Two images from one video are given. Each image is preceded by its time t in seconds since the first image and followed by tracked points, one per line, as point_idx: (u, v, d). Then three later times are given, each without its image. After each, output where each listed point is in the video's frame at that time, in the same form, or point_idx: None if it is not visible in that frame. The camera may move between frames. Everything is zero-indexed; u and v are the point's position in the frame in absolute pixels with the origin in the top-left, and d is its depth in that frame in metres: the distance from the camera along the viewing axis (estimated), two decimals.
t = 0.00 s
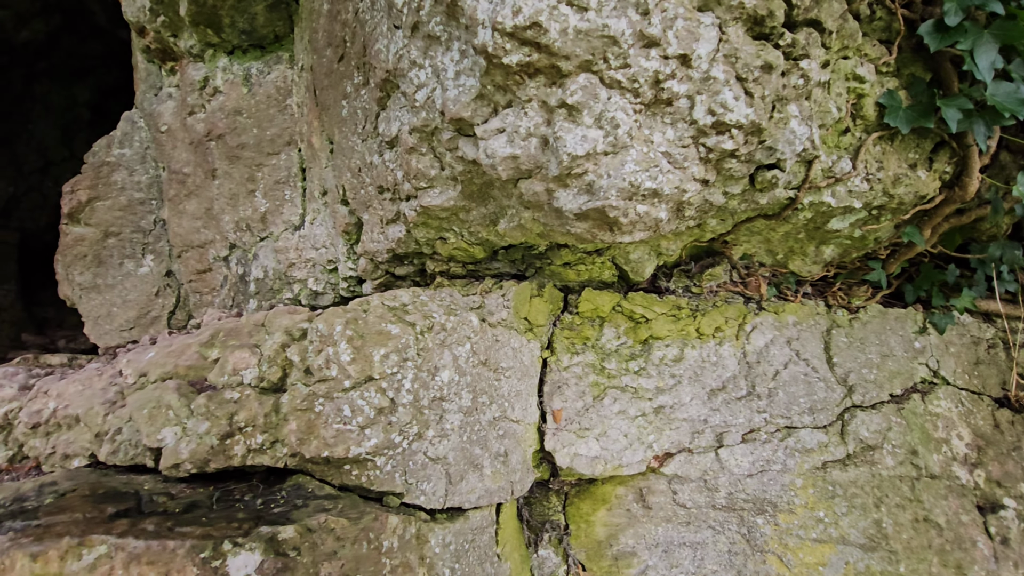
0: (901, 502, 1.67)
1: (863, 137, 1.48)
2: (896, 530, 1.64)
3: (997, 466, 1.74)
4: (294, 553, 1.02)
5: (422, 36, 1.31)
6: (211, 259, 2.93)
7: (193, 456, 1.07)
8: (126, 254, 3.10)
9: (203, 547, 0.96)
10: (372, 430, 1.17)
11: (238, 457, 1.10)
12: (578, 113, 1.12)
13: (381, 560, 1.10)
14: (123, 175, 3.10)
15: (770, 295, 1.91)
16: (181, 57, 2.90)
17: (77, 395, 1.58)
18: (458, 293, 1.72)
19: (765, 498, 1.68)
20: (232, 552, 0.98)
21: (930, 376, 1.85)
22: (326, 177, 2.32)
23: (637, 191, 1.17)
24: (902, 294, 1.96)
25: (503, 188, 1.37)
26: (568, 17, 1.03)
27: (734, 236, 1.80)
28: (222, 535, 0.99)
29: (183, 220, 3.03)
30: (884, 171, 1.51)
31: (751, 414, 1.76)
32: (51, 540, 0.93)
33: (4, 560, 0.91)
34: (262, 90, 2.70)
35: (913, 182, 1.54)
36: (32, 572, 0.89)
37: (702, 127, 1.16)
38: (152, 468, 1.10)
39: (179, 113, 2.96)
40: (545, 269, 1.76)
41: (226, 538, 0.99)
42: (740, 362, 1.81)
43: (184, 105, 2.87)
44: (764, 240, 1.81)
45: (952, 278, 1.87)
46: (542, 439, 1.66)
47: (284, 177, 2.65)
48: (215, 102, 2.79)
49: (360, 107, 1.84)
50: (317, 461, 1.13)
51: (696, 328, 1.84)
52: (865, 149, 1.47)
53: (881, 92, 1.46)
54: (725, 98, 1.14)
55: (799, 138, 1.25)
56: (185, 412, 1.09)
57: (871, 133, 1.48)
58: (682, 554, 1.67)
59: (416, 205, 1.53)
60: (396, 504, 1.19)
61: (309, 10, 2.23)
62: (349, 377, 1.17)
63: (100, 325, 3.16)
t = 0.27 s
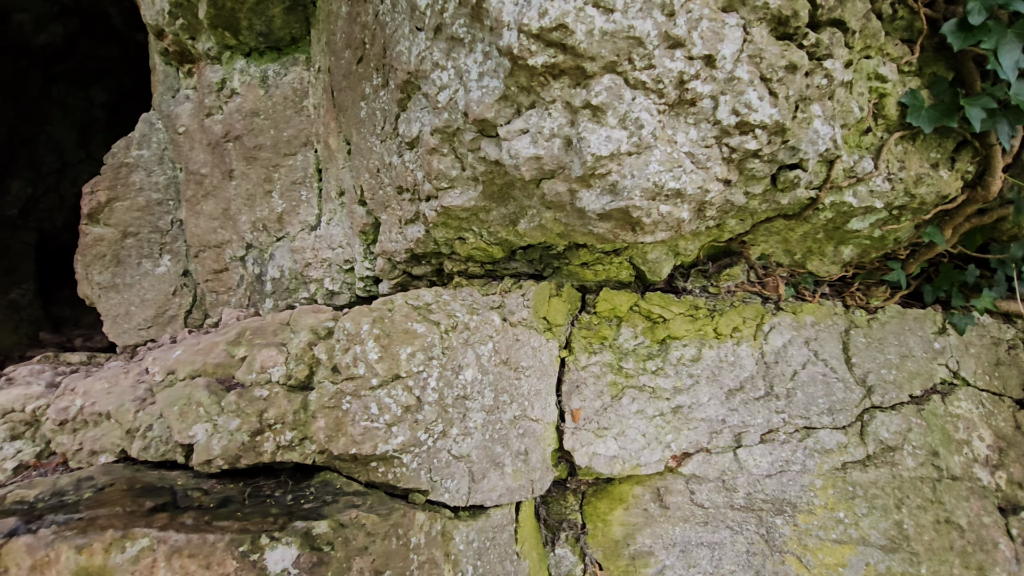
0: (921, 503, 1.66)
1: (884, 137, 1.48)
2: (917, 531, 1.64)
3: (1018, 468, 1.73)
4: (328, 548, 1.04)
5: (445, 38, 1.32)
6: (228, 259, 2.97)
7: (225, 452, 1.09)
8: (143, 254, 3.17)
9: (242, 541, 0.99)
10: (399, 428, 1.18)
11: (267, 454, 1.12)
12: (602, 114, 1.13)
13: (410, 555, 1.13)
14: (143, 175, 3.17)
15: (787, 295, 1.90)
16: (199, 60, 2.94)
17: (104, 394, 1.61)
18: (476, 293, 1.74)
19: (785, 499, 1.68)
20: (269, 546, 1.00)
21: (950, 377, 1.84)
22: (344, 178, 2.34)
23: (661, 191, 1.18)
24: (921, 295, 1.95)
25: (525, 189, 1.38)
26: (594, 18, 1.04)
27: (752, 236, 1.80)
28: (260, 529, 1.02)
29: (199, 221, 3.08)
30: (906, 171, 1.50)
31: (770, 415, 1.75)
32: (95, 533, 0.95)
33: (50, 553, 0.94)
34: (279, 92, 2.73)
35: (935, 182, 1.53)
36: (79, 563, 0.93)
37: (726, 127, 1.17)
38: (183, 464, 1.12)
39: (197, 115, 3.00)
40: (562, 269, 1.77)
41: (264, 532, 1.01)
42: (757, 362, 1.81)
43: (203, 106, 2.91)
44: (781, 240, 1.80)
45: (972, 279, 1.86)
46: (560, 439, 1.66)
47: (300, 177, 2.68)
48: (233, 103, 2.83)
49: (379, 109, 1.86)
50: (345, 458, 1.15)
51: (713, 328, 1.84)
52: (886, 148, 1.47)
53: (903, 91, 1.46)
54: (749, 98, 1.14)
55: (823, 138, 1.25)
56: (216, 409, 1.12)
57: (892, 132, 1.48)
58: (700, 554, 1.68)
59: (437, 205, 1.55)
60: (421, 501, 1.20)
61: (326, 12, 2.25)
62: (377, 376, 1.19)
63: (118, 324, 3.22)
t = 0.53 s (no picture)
0: (944, 505, 1.66)
1: (909, 137, 1.47)
2: (941, 533, 1.63)
3: None
4: (364, 545, 1.07)
5: (469, 40, 1.33)
6: (246, 260, 3.01)
7: (258, 450, 1.10)
8: (162, 254, 3.22)
9: (283, 538, 1.03)
10: (427, 427, 1.20)
11: (299, 452, 1.14)
12: (628, 116, 1.13)
13: (440, 552, 1.15)
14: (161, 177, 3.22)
15: (807, 296, 1.89)
16: (217, 63, 2.97)
17: (131, 392, 1.64)
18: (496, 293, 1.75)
19: (806, 500, 1.68)
20: (308, 543, 1.04)
21: (972, 379, 1.82)
22: (362, 179, 2.37)
23: (687, 192, 1.18)
24: (942, 296, 1.93)
25: (548, 190, 1.39)
26: (622, 21, 1.05)
27: (772, 237, 1.79)
28: (299, 526, 1.06)
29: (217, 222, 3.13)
30: (930, 172, 1.50)
31: (790, 416, 1.75)
32: (141, 529, 1.00)
33: (97, 548, 1.00)
34: (296, 94, 2.76)
35: (960, 182, 1.52)
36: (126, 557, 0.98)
37: (752, 128, 1.17)
38: (214, 462, 1.15)
39: (215, 117, 3.03)
40: (581, 270, 1.77)
41: (302, 529, 1.05)
42: (777, 363, 1.80)
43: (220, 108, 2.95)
44: (801, 240, 1.79)
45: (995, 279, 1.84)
46: (581, 439, 1.67)
47: (317, 179, 2.71)
48: (251, 105, 2.85)
49: (399, 111, 1.88)
50: (374, 457, 1.16)
51: (733, 329, 1.84)
52: (909, 149, 1.46)
53: (927, 91, 1.45)
54: (776, 99, 1.14)
55: (849, 138, 1.24)
56: (248, 408, 1.13)
57: (916, 133, 1.47)
58: (719, 555, 1.69)
59: (459, 207, 1.56)
60: (448, 500, 1.22)
61: (345, 15, 2.27)
62: (406, 375, 1.20)
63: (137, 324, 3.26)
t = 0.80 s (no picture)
0: (971, 508, 1.64)
1: (937, 136, 1.45)
2: (968, 535, 1.61)
3: None
4: (401, 543, 1.08)
5: (495, 41, 1.34)
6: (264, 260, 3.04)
7: (292, 448, 1.12)
8: (181, 254, 3.27)
9: (324, 535, 1.04)
10: (457, 426, 1.20)
11: (330, 450, 1.15)
12: (657, 115, 1.13)
13: (471, 551, 1.15)
14: (180, 179, 3.27)
15: (829, 296, 1.88)
16: (235, 64, 3.00)
17: (158, 390, 1.66)
18: (519, 292, 1.76)
19: (831, 502, 1.67)
20: (348, 540, 1.05)
21: (999, 380, 1.80)
22: (381, 179, 2.39)
23: (717, 192, 1.17)
24: (968, 296, 1.90)
25: (573, 190, 1.39)
26: (653, 20, 1.05)
27: (794, 236, 1.78)
28: (338, 523, 1.07)
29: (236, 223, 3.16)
30: (959, 170, 1.48)
31: (814, 417, 1.73)
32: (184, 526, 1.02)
33: (143, 544, 1.02)
34: (314, 94, 2.78)
35: (990, 180, 1.50)
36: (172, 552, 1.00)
37: (781, 127, 1.16)
38: (247, 459, 1.18)
39: (233, 118, 3.07)
40: (602, 269, 1.77)
41: (341, 526, 1.06)
42: (799, 364, 1.79)
43: (239, 109, 2.98)
44: (824, 239, 1.78)
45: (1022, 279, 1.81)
46: (603, 439, 1.67)
47: (335, 179, 2.73)
48: (269, 105, 2.88)
49: (420, 111, 1.89)
50: (404, 455, 1.17)
51: (755, 329, 1.82)
52: (938, 147, 1.45)
53: (957, 89, 1.43)
54: (806, 97, 1.14)
55: (879, 137, 1.23)
56: (280, 406, 1.15)
57: (944, 131, 1.45)
58: (742, 556, 1.68)
59: (482, 207, 1.56)
60: (477, 498, 1.22)
61: (364, 16, 2.29)
62: (436, 374, 1.21)
63: (156, 323, 3.29)
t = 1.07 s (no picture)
0: (997, 509, 1.63)
1: (964, 134, 1.44)
2: (994, 537, 1.60)
3: None
4: (435, 540, 1.08)
5: (519, 41, 1.34)
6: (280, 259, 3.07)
7: (322, 445, 1.16)
8: (198, 254, 3.30)
9: (362, 532, 1.05)
10: (484, 425, 1.21)
11: (360, 448, 1.18)
12: (684, 115, 1.13)
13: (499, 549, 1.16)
14: (198, 180, 3.31)
15: (851, 295, 1.86)
16: (252, 66, 3.03)
17: (182, 388, 1.69)
18: (539, 292, 1.77)
19: (854, 502, 1.66)
20: (385, 537, 1.05)
21: None
22: (399, 179, 2.40)
23: (745, 190, 1.17)
24: (992, 296, 1.88)
25: (596, 190, 1.39)
26: (682, 20, 1.05)
27: (815, 236, 1.77)
28: (375, 520, 1.07)
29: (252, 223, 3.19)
30: (986, 168, 1.46)
31: (836, 417, 1.72)
32: (226, 522, 1.02)
33: (185, 539, 1.02)
34: (330, 95, 2.79)
35: (1018, 178, 1.48)
36: (214, 548, 1.00)
37: (809, 126, 1.16)
38: (277, 457, 1.21)
39: (249, 119, 3.09)
40: (621, 269, 1.78)
41: (378, 523, 1.07)
42: (820, 364, 1.77)
43: (255, 110, 3.00)
44: (846, 239, 1.76)
45: None
46: (624, 438, 1.67)
47: (351, 180, 2.74)
48: (286, 106, 2.90)
49: (439, 112, 1.90)
50: (432, 454, 1.18)
51: (776, 329, 1.81)
52: (964, 145, 1.44)
53: (984, 86, 1.42)
54: (835, 96, 1.13)
55: (907, 136, 1.23)
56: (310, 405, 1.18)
57: (971, 129, 1.44)
58: (762, 556, 1.68)
59: (504, 207, 1.57)
60: (503, 497, 1.23)
61: (381, 17, 2.30)
62: (464, 374, 1.22)
63: (173, 323, 3.31)
